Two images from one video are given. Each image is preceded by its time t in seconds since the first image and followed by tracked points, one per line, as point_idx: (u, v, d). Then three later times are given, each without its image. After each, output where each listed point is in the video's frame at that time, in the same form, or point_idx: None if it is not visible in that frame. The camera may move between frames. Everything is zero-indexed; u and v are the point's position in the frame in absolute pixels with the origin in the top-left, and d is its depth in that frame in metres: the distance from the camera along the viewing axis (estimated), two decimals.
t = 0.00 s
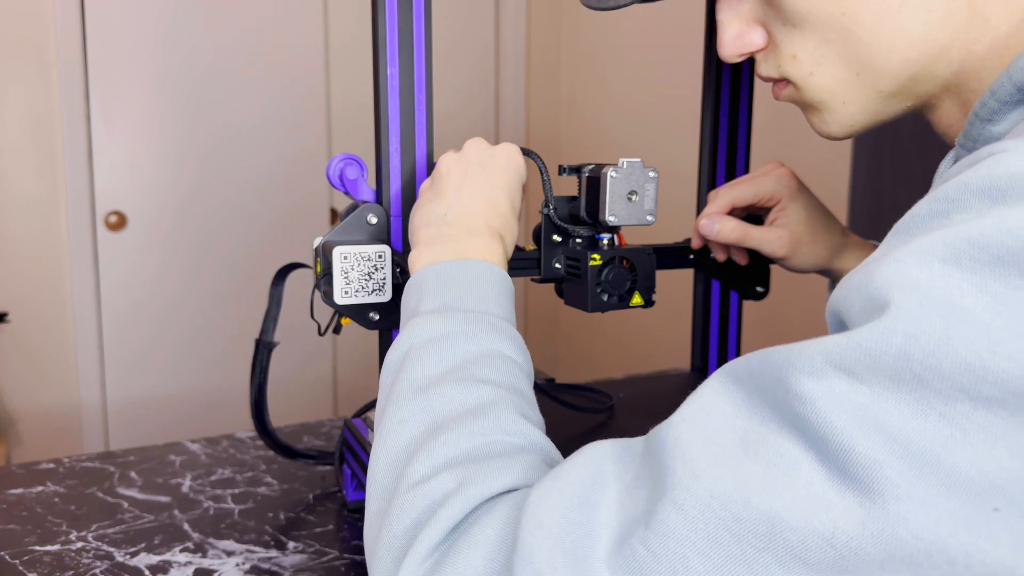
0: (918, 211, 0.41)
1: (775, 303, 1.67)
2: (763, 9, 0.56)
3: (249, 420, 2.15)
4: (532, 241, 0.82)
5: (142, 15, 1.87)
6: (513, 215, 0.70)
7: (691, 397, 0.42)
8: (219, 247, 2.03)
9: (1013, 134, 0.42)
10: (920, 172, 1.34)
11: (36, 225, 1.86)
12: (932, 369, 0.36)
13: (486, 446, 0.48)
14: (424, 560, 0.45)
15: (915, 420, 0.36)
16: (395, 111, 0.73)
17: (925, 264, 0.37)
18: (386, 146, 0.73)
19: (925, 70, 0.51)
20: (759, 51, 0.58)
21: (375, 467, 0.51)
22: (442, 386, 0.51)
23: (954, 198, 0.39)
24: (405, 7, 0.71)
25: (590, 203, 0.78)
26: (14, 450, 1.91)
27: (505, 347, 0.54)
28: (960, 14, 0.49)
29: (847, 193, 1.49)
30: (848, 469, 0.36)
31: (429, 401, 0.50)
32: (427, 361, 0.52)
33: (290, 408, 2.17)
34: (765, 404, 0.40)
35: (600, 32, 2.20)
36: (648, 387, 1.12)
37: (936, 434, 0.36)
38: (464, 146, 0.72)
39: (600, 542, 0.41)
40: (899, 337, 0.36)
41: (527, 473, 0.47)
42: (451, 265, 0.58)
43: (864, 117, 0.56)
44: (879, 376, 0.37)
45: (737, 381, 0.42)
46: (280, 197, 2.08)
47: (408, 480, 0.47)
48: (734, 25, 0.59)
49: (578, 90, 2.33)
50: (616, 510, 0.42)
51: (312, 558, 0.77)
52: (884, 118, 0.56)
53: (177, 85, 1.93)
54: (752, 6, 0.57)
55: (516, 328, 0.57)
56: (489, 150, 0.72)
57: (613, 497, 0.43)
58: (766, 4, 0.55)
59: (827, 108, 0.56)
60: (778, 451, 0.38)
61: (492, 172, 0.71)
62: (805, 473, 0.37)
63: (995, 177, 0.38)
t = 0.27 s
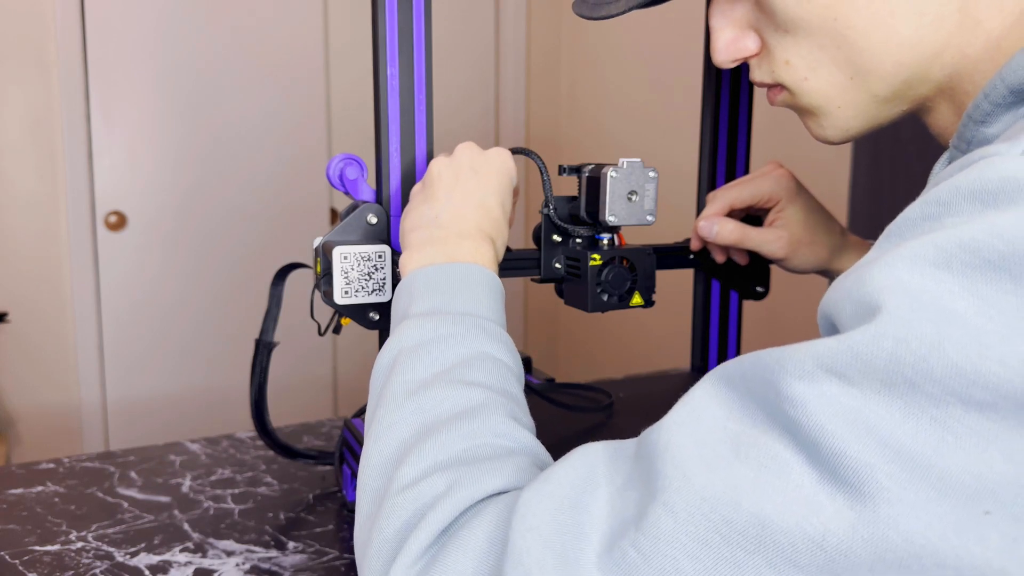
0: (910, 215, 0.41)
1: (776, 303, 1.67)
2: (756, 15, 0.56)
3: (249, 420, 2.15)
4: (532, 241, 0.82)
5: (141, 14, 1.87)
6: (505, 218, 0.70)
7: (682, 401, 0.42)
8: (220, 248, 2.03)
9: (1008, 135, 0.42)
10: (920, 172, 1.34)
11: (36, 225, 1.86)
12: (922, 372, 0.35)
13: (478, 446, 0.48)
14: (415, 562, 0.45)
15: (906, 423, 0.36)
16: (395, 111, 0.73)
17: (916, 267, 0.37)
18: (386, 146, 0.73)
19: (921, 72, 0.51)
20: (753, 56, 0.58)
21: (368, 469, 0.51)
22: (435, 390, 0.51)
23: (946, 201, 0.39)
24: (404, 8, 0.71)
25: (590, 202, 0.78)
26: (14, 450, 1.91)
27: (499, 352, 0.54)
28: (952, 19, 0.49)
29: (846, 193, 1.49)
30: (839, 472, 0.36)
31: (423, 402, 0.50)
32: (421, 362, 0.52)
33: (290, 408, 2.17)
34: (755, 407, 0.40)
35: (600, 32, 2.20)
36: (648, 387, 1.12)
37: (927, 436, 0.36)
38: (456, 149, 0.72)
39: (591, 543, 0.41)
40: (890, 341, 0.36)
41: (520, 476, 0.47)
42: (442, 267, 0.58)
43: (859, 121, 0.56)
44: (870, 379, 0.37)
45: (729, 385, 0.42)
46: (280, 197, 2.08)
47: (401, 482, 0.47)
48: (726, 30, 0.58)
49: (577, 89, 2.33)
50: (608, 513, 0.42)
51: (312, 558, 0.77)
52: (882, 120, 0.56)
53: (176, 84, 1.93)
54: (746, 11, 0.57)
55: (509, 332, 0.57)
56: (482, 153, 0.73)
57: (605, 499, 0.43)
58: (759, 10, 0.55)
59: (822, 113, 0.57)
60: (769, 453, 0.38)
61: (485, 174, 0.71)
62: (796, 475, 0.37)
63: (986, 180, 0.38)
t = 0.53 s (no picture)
0: (908, 216, 0.41)
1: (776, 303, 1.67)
2: (756, 15, 0.56)
3: (249, 420, 2.15)
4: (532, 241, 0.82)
5: (141, 14, 1.87)
6: (513, 228, 0.70)
7: (681, 403, 0.42)
8: (220, 247, 2.03)
9: (1007, 135, 0.42)
10: (920, 172, 1.34)
11: (36, 225, 1.86)
12: (922, 374, 0.35)
13: (479, 447, 0.48)
14: (417, 565, 0.45)
15: (906, 425, 0.36)
16: (395, 110, 0.73)
17: (916, 268, 0.37)
18: (386, 147, 0.73)
19: (921, 73, 0.51)
20: (754, 56, 0.58)
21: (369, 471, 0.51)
22: (437, 394, 0.51)
23: (945, 203, 0.39)
24: (404, 8, 0.71)
25: (590, 202, 0.78)
26: (14, 450, 1.91)
27: (500, 354, 0.54)
28: (952, 20, 0.49)
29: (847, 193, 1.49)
30: (839, 473, 0.36)
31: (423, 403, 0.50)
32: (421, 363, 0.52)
33: (290, 408, 2.16)
34: (754, 408, 0.40)
35: (600, 32, 2.20)
36: (647, 387, 1.12)
37: (927, 438, 0.36)
38: (463, 162, 0.72)
39: (591, 545, 0.41)
40: (890, 343, 0.36)
41: (521, 479, 0.47)
42: (440, 282, 0.58)
43: (860, 122, 0.56)
44: (870, 381, 0.37)
45: (728, 387, 0.41)
46: (280, 196, 2.08)
47: (403, 485, 0.47)
48: (727, 31, 0.58)
49: (577, 89, 2.33)
50: (608, 515, 0.42)
51: (312, 558, 0.77)
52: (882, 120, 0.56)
53: (176, 84, 1.93)
54: (746, 12, 0.57)
55: (509, 332, 0.57)
56: (488, 165, 0.73)
57: (605, 501, 0.43)
58: (759, 10, 0.55)
59: (823, 112, 0.57)
60: (768, 455, 0.38)
61: (492, 187, 0.71)
62: (796, 478, 0.37)
63: (985, 181, 0.38)
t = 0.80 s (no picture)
0: (914, 213, 0.41)
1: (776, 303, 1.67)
2: (763, 9, 0.56)
3: (249, 420, 2.14)
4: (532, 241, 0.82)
5: (141, 13, 1.87)
6: (518, 224, 0.70)
7: (685, 398, 0.42)
8: (220, 248, 2.03)
9: (1010, 133, 0.42)
10: (920, 172, 1.34)
11: (36, 225, 1.86)
12: (926, 370, 0.35)
13: (483, 442, 0.48)
14: (419, 559, 0.45)
15: (910, 421, 0.36)
16: (395, 112, 0.73)
17: (921, 265, 0.37)
18: (386, 147, 0.73)
19: (925, 67, 0.51)
20: (760, 50, 0.58)
21: (373, 466, 0.51)
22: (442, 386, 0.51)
23: (950, 199, 0.39)
24: (404, 8, 0.71)
25: (590, 202, 0.78)
26: (14, 450, 1.90)
27: (506, 349, 0.54)
28: (957, 15, 0.49)
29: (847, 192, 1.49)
30: (842, 468, 0.36)
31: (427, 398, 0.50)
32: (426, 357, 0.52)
33: (290, 408, 2.16)
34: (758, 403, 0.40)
35: (600, 31, 2.20)
36: (647, 387, 1.12)
37: (931, 434, 0.36)
38: (472, 157, 0.72)
39: (594, 540, 0.41)
40: (895, 338, 0.36)
41: (523, 474, 0.47)
42: (451, 270, 0.58)
43: (865, 117, 0.55)
44: (874, 376, 0.37)
45: (732, 382, 0.41)
46: (280, 196, 2.08)
47: (405, 479, 0.47)
48: (734, 25, 0.59)
49: (576, 89, 2.33)
50: (610, 510, 0.42)
51: (312, 558, 0.77)
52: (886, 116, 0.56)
53: (176, 84, 1.93)
54: (753, 6, 0.57)
55: (517, 327, 0.57)
56: (497, 161, 0.72)
57: (608, 495, 0.43)
58: (765, 4, 0.55)
59: (827, 107, 0.56)
60: (772, 450, 0.38)
61: (500, 182, 0.71)
62: (800, 472, 0.37)
63: (992, 178, 0.38)
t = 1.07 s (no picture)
0: (922, 208, 0.41)
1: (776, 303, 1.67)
2: None
3: (249, 420, 2.14)
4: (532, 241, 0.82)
5: (141, 14, 1.87)
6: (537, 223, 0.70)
7: (693, 392, 0.42)
8: (220, 248, 2.03)
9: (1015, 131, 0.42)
10: (920, 171, 1.34)
11: (36, 226, 1.86)
12: (935, 363, 0.35)
13: (495, 436, 0.48)
14: (426, 552, 0.45)
15: (919, 414, 0.36)
16: (395, 113, 0.73)
17: (929, 259, 0.37)
18: (386, 146, 0.73)
19: (930, 58, 0.51)
20: (770, 39, 0.58)
21: (382, 459, 0.51)
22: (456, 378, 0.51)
23: (959, 195, 0.39)
24: (404, 9, 0.71)
25: (589, 202, 0.79)
26: (14, 450, 1.90)
27: (521, 341, 0.53)
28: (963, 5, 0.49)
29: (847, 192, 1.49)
30: (850, 461, 0.36)
31: (440, 391, 0.50)
32: (440, 351, 0.52)
33: (290, 408, 2.16)
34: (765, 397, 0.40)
35: (600, 31, 2.20)
36: (648, 387, 1.12)
37: (940, 427, 0.36)
38: (494, 154, 0.72)
39: (600, 533, 0.41)
40: (903, 332, 0.36)
41: (533, 467, 0.47)
42: (470, 261, 0.58)
43: (870, 107, 0.55)
44: (883, 370, 0.37)
45: (739, 377, 0.42)
46: (280, 197, 2.08)
47: (414, 472, 0.48)
48: (746, 13, 0.59)
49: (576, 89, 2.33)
50: (617, 504, 0.42)
51: (312, 558, 0.77)
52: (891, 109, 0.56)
53: (176, 85, 1.93)
54: None
55: (534, 322, 0.56)
56: (519, 160, 0.73)
57: (615, 490, 0.43)
58: None
59: (833, 96, 0.56)
60: (781, 443, 0.38)
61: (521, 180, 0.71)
62: (808, 466, 0.37)
63: (1000, 174, 0.38)
